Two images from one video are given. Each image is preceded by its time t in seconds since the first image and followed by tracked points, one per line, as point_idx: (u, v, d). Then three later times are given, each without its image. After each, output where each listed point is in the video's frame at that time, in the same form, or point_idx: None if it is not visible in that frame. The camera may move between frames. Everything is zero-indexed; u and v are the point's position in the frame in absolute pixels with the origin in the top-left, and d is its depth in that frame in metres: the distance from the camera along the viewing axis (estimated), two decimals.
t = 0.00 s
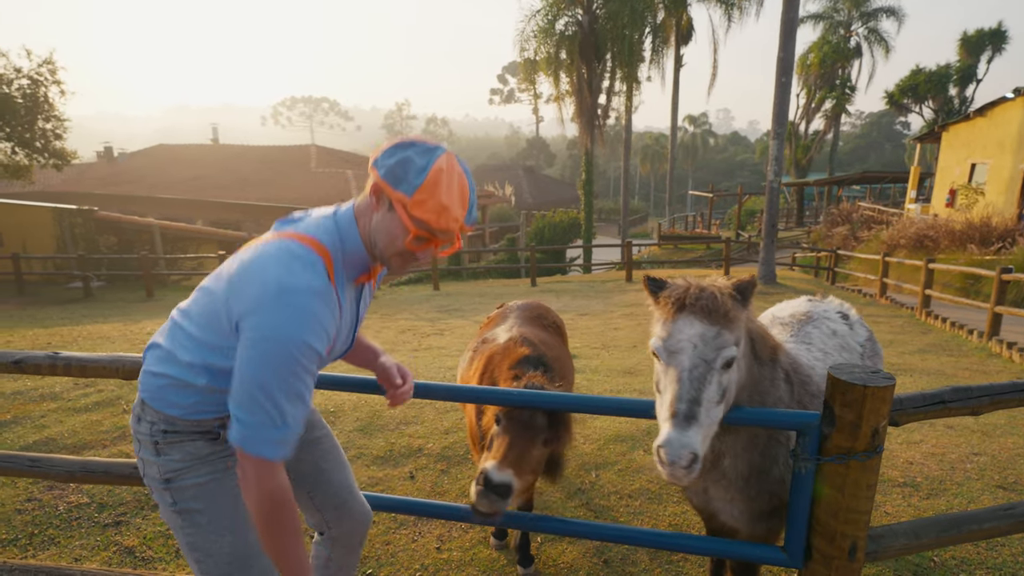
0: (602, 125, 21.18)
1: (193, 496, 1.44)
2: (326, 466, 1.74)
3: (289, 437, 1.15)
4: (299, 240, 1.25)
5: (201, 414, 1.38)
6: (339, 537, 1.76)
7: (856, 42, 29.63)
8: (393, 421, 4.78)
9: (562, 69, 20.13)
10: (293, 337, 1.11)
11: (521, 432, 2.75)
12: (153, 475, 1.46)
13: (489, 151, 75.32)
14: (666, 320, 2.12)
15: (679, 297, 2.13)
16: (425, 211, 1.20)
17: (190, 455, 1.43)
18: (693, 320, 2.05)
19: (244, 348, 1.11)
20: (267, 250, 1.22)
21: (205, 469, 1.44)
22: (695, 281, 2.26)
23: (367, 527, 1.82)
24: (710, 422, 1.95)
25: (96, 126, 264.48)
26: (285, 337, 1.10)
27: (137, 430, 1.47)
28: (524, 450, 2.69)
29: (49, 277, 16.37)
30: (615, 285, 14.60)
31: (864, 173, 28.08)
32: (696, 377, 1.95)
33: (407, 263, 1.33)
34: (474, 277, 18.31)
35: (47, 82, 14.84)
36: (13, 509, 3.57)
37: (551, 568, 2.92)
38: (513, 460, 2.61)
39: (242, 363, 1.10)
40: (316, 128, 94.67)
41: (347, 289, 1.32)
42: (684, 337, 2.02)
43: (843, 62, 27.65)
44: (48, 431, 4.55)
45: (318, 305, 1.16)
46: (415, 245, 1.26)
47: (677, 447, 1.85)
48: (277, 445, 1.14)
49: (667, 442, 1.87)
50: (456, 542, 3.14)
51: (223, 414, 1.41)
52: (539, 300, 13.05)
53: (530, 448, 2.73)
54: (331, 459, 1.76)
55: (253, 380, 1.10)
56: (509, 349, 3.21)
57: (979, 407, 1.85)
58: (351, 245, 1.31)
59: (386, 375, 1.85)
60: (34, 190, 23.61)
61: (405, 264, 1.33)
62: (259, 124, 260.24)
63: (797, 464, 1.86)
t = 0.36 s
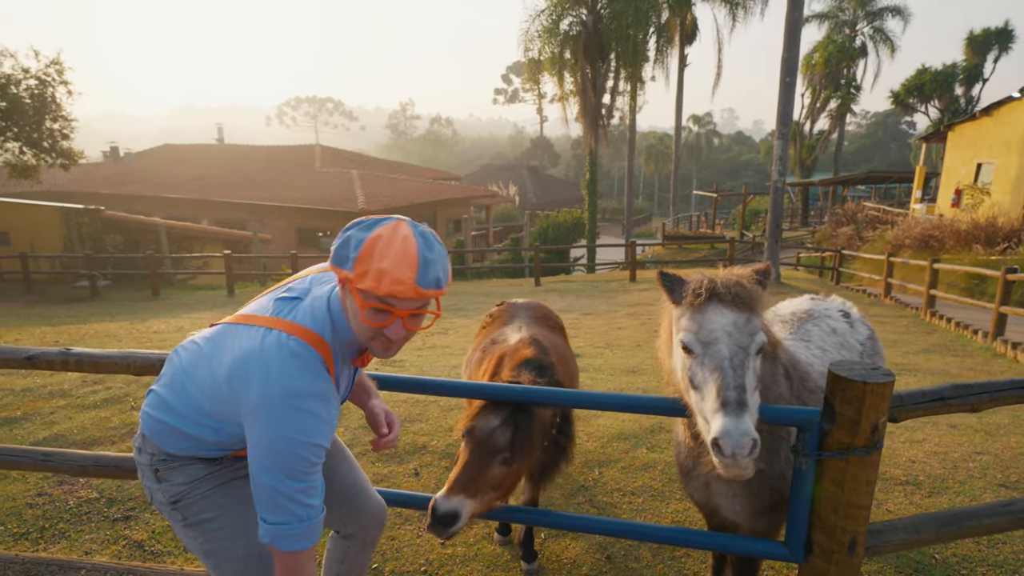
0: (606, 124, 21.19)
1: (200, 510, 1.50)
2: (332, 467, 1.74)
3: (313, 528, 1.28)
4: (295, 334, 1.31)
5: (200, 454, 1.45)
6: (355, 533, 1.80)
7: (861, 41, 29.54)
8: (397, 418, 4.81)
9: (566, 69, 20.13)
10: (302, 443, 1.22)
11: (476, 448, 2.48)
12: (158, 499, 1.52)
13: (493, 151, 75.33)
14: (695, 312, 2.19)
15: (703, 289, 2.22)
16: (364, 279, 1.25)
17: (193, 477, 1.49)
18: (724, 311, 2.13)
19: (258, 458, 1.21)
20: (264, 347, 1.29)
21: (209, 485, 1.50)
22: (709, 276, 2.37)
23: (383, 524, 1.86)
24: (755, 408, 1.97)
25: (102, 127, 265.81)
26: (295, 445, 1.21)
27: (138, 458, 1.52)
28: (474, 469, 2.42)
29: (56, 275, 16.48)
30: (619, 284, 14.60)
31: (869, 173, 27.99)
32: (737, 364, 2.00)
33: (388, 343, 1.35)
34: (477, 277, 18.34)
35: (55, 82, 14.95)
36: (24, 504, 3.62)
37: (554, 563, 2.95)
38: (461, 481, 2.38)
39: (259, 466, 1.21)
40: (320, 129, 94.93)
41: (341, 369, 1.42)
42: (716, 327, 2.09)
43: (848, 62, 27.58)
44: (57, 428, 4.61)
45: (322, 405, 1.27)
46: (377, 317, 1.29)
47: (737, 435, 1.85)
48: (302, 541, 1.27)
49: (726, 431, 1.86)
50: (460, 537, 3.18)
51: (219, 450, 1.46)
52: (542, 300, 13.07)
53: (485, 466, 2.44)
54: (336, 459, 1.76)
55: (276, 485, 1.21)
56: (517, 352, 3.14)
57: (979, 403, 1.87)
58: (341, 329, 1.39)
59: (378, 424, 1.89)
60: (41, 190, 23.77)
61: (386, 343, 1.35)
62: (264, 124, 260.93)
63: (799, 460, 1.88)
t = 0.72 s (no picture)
0: (611, 124, 21.21)
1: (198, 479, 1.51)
2: (340, 465, 1.82)
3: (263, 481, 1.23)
4: (277, 286, 1.36)
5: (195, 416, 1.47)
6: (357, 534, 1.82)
7: (867, 41, 29.44)
8: (402, 416, 4.85)
9: (570, 69, 20.15)
10: (264, 383, 1.22)
11: (478, 461, 2.40)
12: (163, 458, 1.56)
13: (497, 151, 75.38)
14: (715, 309, 2.21)
15: (722, 286, 2.24)
16: (326, 229, 1.30)
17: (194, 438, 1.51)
18: (745, 308, 2.16)
19: (217, 396, 1.20)
20: (247, 295, 1.34)
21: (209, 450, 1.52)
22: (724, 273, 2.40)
23: (384, 528, 1.86)
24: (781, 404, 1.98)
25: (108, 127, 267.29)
26: (256, 384, 1.21)
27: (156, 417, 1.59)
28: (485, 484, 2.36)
29: (64, 275, 16.62)
30: (623, 284, 14.63)
31: (875, 172, 27.91)
32: (761, 359, 2.03)
33: (360, 296, 1.38)
34: (482, 276, 18.41)
35: (63, 83, 15.08)
36: (35, 499, 3.68)
37: (556, 559, 2.98)
38: (474, 498, 2.32)
39: (216, 404, 1.21)
40: (325, 129, 95.19)
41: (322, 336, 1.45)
42: (739, 323, 2.11)
43: (854, 62, 27.50)
44: (67, 425, 4.67)
45: (288, 354, 1.28)
46: (346, 269, 1.33)
47: (771, 429, 1.83)
48: (250, 492, 1.21)
49: (762, 427, 1.85)
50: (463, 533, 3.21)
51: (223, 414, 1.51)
52: (546, 299, 13.10)
53: (494, 474, 2.39)
54: (344, 456, 1.83)
55: (228, 420, 1.19)
56: (517, 354, 3.14)
57: (976, 402, 1.89)
58: (324, 292, 1.44)
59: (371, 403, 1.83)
60: (49, 190, 23.96)
61: (359, 296, 1.38)
62: (269, 124, 261.76)
63: (797, 457, 1.91)
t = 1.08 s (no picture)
0: (616, 124, 21.23)
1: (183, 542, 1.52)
2: (342, 488, 1.86)
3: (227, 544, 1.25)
4: (249, 334, 1.34)
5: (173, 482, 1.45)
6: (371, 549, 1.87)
7: (874, 40, 29.30)
8: (407, 415, 4.91)
9: (575, 69, 20.16)
10: (233, 447, 1.22)
11: (509, 468, 2.34)
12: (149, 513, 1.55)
13: (503, 151, 75.44)
14: (704, 299, 2.28)
15: (712, 278, 2.30)
16: (308, 274, 1.27)
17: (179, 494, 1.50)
18: (731, 298, 2.21)
19: (185, 461, 1.21)
20: (219, 343, 1.33)
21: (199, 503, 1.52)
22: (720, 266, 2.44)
23: (397, 542, 1.93)
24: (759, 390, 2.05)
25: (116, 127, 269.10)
26: (226, 445, 1.21)
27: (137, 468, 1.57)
28: (519, 491, 2.32)
29: (73, 274, 16.80)
30: (628, 285, 14.66)
31: (882, 173, 27.78)
32: (742, 348, 2.08)
33: (342, 343, 1.37)
34: (487, 277, 18.48)
35: (73, 84, 15.23)
36: (49, 494, 3.77)
37: (558, 555, 3.03)
38: (512, 506, 2.30)
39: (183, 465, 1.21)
40: (331, 129, 95.54)
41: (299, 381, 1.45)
42: (724, 313, 2.17)
43: (860, 61, 27.39)
44: (79, 421, 4.77)
45: (260, 410, 1.27)
46: (326, 316, 1.31)
47: (736, 412, 1.93)
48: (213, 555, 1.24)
49: (726, 408, 1.95)
50: (468, 530, 3.26)
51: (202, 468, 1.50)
52: (551, 299, 13.15)
53: (526, 480, 2.34)
54: (346, 480, 1.87)
55: (197, 486, 1.20)
56: (516, 356, 3.18)
57: (969, 402, 1.93)
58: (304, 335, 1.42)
59: (362, 450, 1.81)
60: (59, 190, 24.22)
61: (340, 343, 1.38)
62: (275, 123, 262.80)
63: (793, 455, 1.95)
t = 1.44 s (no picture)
0: (623, 124, 21.24)
1: None
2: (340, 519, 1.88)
3: None
4: (218, 423, 1.32)
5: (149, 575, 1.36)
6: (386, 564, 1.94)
7: (883, 39, 29.14)
8: (413, 411, 4.97)
9: (582, 69, 20.16)
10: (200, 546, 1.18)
11: (545, 465, 2.35)
12: None
13: (509, 151, 75.55)
14: (697, 298, 2.30)
15: (706, 277, 2.32)
16: (347, 338, 1.28)
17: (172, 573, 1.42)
18: (724, 296, 2.23)
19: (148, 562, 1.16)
20: (185, 434, 1.29)
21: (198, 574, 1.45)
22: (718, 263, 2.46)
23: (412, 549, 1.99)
24: (746, 387, 2.09)
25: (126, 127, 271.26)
26: (191, 545, 1.17)
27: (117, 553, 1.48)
28: (552, 486, 2.36)
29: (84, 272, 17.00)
30: (634, 284, 14.67)
31: (890, 173, 27.63)
32: (731, 344, 2.11)
33: (359, 404, 1.40)
34: (493, 276, 18.54)
35: (84, 85, 15.39)
36: (62, 486, 3.85)
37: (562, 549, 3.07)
38: (551, 499, 2.34)
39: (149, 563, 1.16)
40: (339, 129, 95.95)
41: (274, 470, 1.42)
42: (715, 310, 2.20)
43: (869, 61, 27.25)
44: (92, 416, 4.86)
45: (231, 504, 1.24)
46: (359, 375, 1.34)
47: (719, 405, 1.98)
48: None
49: (712, 400, 2.00)
50: (472, 524, 3.31)
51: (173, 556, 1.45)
52: (556, 298, 13.19)
53: (558, 473, 2.38)
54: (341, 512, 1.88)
55: None
56: (519, 354, 3.22)
57: (965, 397, 1.96)
58: (279, 422, 1.41)
59: (366, 499, 1.80)
60: (70, 190, 24.48)
61: (356, 406, 1.40)
62: (283, 123, 263.97)
63: (791, 448, 1.98)
